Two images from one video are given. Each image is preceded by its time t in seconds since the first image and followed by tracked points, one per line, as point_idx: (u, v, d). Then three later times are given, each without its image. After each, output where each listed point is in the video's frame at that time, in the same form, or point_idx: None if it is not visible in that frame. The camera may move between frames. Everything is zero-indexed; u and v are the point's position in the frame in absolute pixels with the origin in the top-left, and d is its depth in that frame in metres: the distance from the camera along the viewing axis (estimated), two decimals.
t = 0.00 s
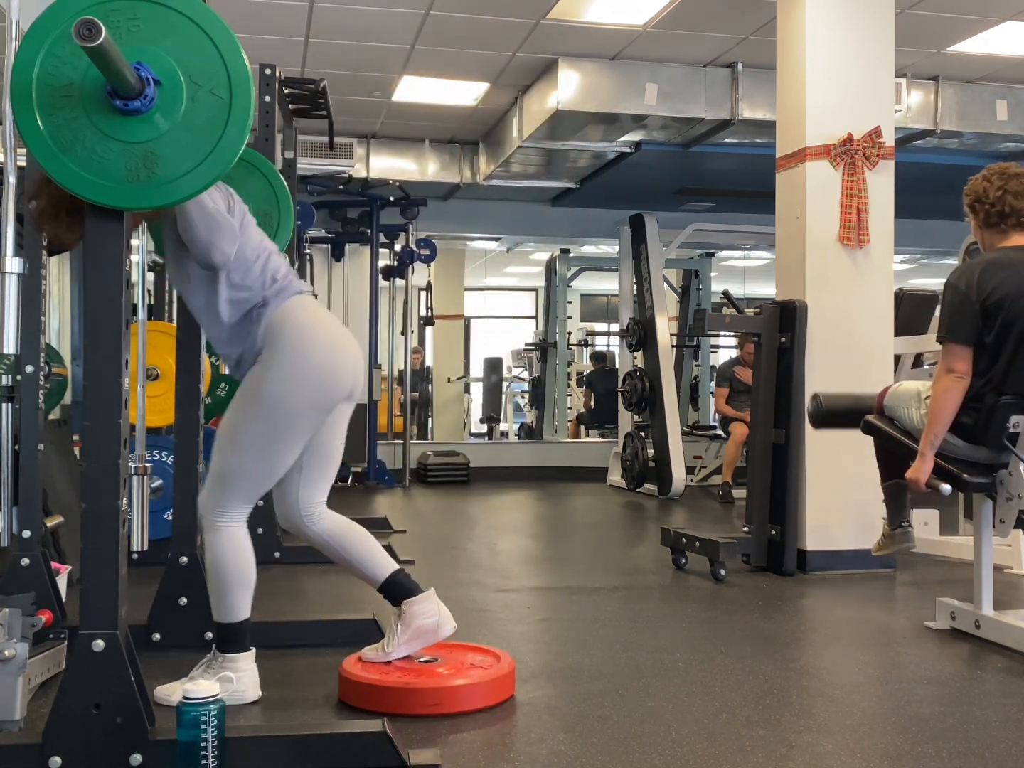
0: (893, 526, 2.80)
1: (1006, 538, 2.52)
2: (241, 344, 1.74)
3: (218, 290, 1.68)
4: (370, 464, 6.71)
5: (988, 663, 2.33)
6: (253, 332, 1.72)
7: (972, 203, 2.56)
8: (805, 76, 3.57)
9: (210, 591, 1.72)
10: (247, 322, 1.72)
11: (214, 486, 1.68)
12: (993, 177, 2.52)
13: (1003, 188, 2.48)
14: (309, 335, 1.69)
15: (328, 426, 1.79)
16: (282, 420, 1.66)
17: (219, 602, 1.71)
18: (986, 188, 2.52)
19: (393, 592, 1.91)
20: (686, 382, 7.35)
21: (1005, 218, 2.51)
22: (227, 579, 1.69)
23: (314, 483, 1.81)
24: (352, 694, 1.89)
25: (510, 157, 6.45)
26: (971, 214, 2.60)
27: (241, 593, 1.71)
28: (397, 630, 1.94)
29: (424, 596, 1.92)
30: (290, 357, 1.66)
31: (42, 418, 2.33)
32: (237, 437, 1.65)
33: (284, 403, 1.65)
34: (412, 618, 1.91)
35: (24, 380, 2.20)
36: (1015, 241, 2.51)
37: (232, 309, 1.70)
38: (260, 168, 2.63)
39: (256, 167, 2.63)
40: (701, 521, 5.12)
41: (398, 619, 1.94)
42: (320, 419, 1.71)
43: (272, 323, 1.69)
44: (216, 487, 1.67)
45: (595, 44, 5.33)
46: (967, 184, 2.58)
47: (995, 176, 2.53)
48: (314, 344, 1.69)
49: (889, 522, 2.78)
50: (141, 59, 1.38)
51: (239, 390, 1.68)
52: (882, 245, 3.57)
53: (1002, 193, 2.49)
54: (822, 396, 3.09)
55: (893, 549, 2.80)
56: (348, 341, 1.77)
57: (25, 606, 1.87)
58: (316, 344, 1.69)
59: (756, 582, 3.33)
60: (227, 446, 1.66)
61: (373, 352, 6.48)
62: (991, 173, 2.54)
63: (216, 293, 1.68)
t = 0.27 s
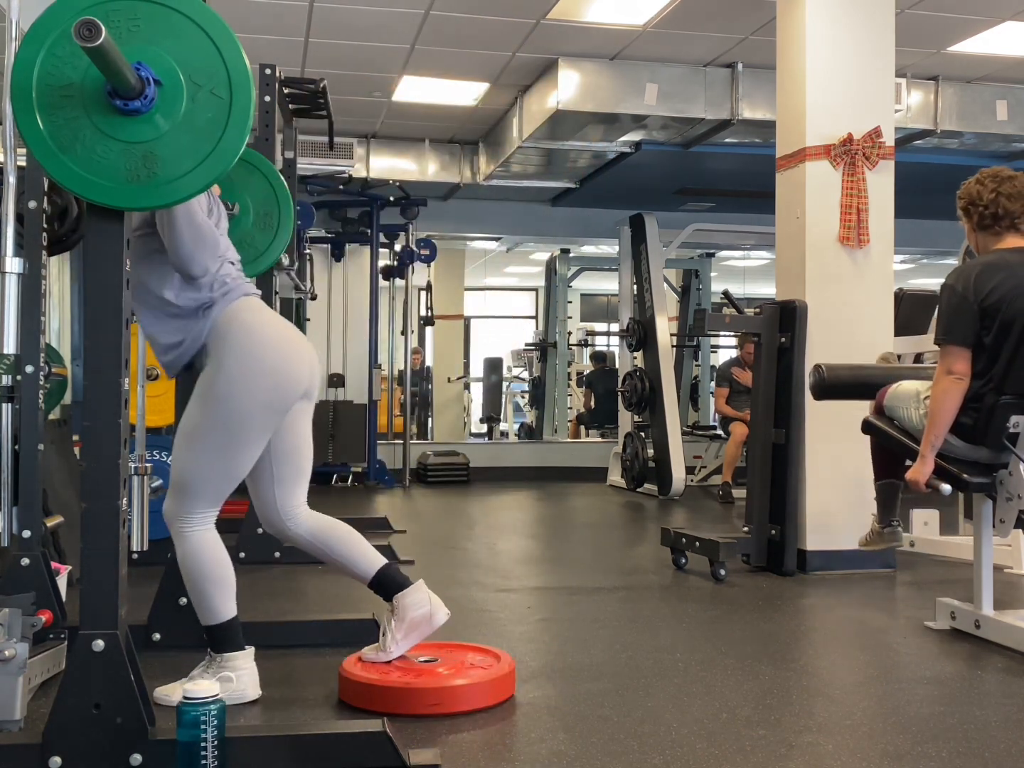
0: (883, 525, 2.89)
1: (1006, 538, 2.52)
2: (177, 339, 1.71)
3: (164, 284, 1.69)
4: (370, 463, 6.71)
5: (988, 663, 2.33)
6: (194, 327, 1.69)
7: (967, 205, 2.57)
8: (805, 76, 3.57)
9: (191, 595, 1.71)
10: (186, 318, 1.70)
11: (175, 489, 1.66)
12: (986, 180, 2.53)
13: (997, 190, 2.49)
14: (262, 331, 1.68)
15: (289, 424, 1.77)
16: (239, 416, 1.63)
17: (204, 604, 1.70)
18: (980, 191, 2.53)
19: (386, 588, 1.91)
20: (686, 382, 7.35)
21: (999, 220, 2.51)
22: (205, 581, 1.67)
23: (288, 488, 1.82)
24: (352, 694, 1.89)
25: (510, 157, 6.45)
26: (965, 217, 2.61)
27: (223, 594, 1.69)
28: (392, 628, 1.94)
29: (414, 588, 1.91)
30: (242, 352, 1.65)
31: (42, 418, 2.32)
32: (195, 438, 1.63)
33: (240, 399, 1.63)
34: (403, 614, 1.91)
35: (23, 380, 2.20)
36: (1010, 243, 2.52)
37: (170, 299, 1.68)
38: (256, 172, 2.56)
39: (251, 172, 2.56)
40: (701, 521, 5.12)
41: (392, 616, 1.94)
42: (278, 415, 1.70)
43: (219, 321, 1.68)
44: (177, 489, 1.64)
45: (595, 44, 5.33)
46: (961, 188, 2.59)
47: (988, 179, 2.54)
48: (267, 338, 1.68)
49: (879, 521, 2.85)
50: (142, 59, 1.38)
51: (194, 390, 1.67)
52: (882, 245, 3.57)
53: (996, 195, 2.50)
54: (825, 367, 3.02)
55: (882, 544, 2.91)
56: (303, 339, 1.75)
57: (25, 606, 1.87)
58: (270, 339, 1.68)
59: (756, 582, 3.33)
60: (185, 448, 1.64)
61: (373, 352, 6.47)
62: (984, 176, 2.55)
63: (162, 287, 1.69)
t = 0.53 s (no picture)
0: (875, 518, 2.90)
1: (1006, 538, 2.52)
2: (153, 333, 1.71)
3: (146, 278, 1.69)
4: (370, 463, 6.71)
5: (988, 663, 2.33)
6: (173, 324, 1.70)
7: (966, 204, 2.58)
8: (805, 75, 3.57)
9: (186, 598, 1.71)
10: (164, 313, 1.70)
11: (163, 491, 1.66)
12: (985, 178, 2.54)
13: (996, 187, 2.50)
14: (243, 329, 1.69)
15: (275, 425, 1.77)
16: (221, 414, 1.64)
17: (198, 606, 1.70)
18: (978, 189, 2.54)
19: (381, 589, 1.91)
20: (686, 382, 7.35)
21: (998, 218, 2.51)
22: (196, 582, 1.67)
23: (280, 490, 1.82)
24: (352, 693, 1.89)
25: (510, 157, 6.45)
26: (964, 216, 2.61)
27: (217, 595, 1.70)
28: (390, 629, 1.94)
29: (409, 587, 1.91)
30: (222, 350, 1.65)
31: (43, 418, 2.32)
32: (180, 437, 1.64)
33: (222, 397, 1.64)
34: (400, 614, 1.91)
35: (23, 380, 2.20)
36: (1010, 241, 2.52)
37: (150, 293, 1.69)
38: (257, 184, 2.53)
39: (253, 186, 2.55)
40: (701, 521, 5.12)
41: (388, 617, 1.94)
42: (262, 412, 1.70)
43: (199, 319, 1.68)
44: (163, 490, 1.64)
45: (595, 44, 5.33)
46: (959, 186, 2.60)
47: (986, 177, 2.54)
48: (247, 336, 1.69)
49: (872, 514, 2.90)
50: (144, 59, 1.38)
51: (176, 392, 1.67)
52: (882, 246, 3.57)
53: (994, 193, 2.50)
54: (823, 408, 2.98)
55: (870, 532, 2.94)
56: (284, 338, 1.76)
57: (25, 606, 1.87)
58: (250, 337, 1.69)
59: (756, 582, 3.33)
60: (169, 448, 1.64)
61: (373, 352, 6.47)
62: (982, 174, 2.56)
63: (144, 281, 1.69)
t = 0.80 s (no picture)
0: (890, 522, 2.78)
1: (1006, 538, 2.51)
2: (159, 334, 1.71)
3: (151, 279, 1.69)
4: (370, 463, 6.71)
5: (988, 663, 2.33)
6: (178, 323, 1.70)
7: (967, 200, 2.57)
8: (805, 75, 3.57)
9: (186, 599, 1.70)
10: (169, 313, 1.70)
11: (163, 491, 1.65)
12: (986, 174, 2.54)
13: (997, 184, 2.49)
14: (241, 328, 1.68)
15: (272, 425, 1.77)
16: (222, 414, 1.63)
17: (199, 606, 1.70)
18: (981, 185, 2.53)
19: (377, 584, 1.92)
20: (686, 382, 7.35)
21: (999, 215, 2.51)
22: (198, 583, 1.67)
23: (275, 490, 1.82)
24: (352, 694, 1.88)
25: (510, 157, 6.45)
26: (965, 212, 2.61)
27: (219, 595, 1.70)
28: (386, 627, 1.94)
29: (403, 580, 1.92)
30: (222, 350, 1.65)
31: (43, 418, 2.32)
32: (180, 438, 1.63)
33: (222, 396, 1.63)
34: (396, 609, 1.92)
35: (23, 380, 2.19)
36: (1010, 238, 2.52)
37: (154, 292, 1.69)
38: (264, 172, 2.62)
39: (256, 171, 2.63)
40: (701, 521, 5.12)
41: (383, 614, 1.94)
42: (261, 411, 1.70)
43: (202, 317, 1.68)
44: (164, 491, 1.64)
45: (595, 44, 5.32)
46: (961, 182, 2.59)
47: (988, 173, 2.54)
48: (246, 335, 1.68)
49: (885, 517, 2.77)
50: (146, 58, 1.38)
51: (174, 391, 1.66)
52: (882, 246, 3.57)
53: (996, 190, 2.50)
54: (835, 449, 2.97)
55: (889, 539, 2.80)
56: (281, 337, 1.76)
57: (25, 606, 1.87)
58: (248, 336, 1.68)
59: (756, 581, 3.33)
60: (169, 448, 1.63)
61: (373, 352, 6.47)
62: (984, 170, 2.56)
63: (148, 281, 1.69)
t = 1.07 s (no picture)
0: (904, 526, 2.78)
1: (1006, 538, 2.51)
2: (178, 325, 1.72)
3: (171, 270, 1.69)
4: (370, 463, 6.71)
5: (988, 663, 2.33)
6: (193, 316, 1.71)
7: (967, 198, 2.58)
8: (805, 76, 3.57)
9: (193, 597, 1.72)
10: (187, 305, 1.70)
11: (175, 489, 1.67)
12: (987, 173, 2.54)
13: (997, 183, 2.50)
14: (247, 323, 1.69)
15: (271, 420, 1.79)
16: (231, 410, 1.65)
17: (205, 606, 1.71)
18: (980, 184, 2.54)
19: (360, 570, 1.96)
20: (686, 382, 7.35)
21: (999, 214, 2.51)
22: (208, 582, 1.68)
23: (261, 483, 1.85)
24: (352, 694, 1.89)
25: (510, 157, 6.45)
26: (965, 211, 2.61)
27: (231, 592, 1.71)
28: (371, 614, 2.00)
29: (384, 565, 1.98)
30: (230, 347, 1.67)
31: (43, 418, 2.32)
32: (190, 436, 1.64)
33: (230, 393, 1.65)
34: (380, 593, 1.98)
35: (23, 380, 2.19)
36: (1010, 237, 2.51)
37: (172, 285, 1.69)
38: (284, 166, 2.72)
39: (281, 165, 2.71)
40: (701, 521, 5.12)
41: (367, 600, 2.00)
42: (268, 406, 1.72)
43: (214, 311, 1.69)
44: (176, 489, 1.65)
45: (595, 44, 5.33)
46: (961, 181, 2.60)
47: (988, 172, 2.55)
48: (255, 330, 1.70)
49: (900, 523, 2.77)
50: (151, 47, 1.38)
51: (182, 389, 1.67)
52: (882, 246, 3.57)
53: (996, 188, 2.50)
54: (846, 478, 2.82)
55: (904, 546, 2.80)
56: (286, 330, 1.77)
57: (25, 606, 1.88)
58: (254, 332, 1.70)
59: (756, 581, 3.33)
60: (179, 446, 1.65)
61: (373, 352, 6.47)
62: (984, 169, 2.56)
63: (168, 272, 1.69)
